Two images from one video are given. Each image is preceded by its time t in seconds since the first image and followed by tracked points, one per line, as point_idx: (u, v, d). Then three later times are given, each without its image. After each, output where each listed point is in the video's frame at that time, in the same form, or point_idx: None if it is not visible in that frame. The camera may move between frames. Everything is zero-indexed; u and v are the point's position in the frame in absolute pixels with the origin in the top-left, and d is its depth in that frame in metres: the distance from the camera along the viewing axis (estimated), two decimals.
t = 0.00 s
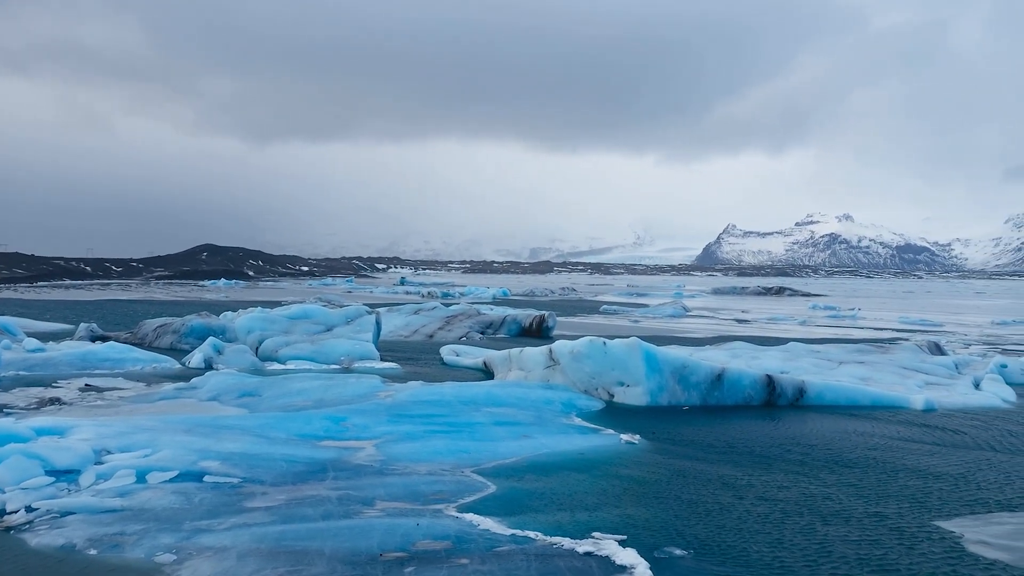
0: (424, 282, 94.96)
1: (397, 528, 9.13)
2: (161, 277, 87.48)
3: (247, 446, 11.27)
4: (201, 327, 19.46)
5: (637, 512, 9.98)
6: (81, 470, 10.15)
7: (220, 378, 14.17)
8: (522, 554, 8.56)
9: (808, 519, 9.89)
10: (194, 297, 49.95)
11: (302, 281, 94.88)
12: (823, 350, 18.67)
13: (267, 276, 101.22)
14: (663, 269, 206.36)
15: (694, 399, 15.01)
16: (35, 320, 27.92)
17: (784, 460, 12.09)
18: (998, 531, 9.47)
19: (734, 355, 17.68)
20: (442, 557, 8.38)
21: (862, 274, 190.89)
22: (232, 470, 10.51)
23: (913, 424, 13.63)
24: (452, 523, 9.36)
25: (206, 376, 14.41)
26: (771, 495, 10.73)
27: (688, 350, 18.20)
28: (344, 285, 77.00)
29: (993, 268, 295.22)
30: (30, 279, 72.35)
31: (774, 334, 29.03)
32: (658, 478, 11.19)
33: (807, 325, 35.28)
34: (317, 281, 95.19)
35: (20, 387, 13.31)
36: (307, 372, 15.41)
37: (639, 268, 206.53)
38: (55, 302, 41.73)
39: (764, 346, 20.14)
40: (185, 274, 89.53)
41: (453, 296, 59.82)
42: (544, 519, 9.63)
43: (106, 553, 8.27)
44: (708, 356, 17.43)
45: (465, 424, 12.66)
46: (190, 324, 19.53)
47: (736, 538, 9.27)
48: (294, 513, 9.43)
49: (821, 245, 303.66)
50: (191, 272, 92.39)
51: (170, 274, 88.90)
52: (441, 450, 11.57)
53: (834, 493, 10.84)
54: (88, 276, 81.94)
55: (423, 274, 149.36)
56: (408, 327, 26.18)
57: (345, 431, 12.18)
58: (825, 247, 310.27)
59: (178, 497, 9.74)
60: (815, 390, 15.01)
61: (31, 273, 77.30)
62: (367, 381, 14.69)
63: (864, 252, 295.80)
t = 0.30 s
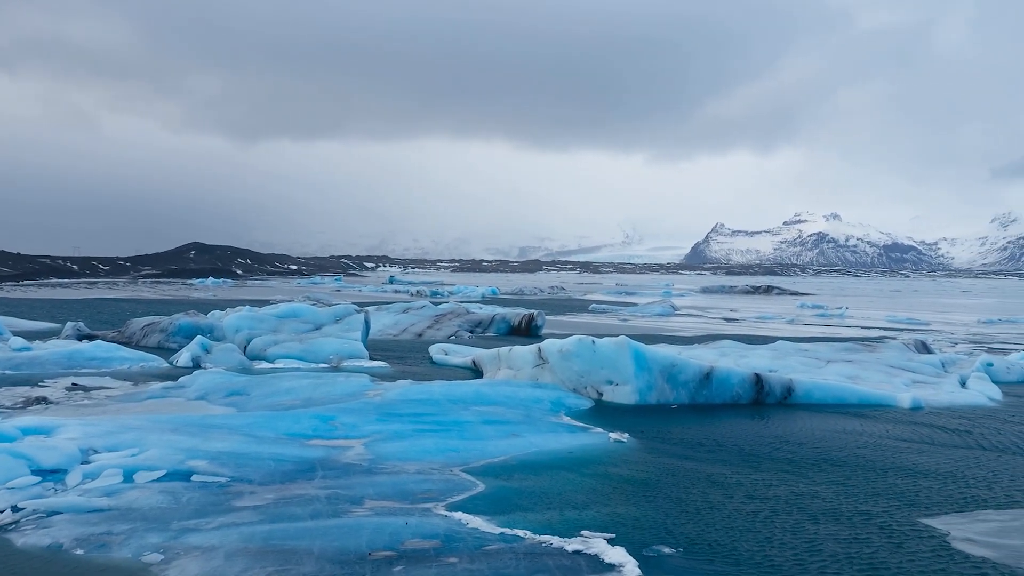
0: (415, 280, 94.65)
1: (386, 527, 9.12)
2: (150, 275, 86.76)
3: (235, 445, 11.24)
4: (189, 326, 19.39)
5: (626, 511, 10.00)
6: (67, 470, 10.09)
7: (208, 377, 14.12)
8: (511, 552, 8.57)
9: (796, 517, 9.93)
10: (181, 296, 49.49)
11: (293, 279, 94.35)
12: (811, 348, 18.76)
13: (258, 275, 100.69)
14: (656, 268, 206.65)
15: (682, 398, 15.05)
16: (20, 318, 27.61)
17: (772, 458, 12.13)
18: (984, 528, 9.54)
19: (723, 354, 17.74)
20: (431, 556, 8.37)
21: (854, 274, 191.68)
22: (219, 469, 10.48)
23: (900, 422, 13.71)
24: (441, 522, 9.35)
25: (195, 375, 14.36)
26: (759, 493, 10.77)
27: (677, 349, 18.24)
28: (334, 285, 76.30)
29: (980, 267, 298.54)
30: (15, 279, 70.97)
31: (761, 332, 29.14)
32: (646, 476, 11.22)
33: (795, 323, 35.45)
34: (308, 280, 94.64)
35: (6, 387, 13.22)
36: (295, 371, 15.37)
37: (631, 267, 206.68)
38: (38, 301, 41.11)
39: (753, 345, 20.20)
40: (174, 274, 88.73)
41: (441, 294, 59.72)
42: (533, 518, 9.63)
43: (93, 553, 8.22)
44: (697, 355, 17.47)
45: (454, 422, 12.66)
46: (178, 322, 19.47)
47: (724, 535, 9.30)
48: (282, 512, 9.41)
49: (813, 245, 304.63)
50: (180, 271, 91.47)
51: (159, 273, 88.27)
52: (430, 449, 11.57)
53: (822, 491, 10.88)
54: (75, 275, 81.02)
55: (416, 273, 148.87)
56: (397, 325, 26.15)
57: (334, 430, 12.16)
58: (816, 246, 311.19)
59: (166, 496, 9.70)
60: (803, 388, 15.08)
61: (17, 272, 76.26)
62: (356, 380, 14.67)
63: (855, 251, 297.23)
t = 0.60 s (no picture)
0: (405, 280, 94.33)
1: (375, 526, 9.11)
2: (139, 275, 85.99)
3: (223, 444, 11.21)
4: (176, 324, 19.31)
5: (614, 509, 10.02)
6: (54, 469, 10.04)
7: (196, 376, 14.06)
8: (499, 551, 8.57)
9: (784, 516, 9.96)
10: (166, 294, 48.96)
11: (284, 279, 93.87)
12: (798, 347, 18.84)
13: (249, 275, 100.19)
14: (648, 268, 206.92)
15: (671, 396, 15.10)
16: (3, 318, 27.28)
17: (761, 457, 12.18)
18: (970, 525, 9.61)
19: (711, 352, 17.79)
20: (419, 555, 8.36)
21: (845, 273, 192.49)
22: (207, 469, 10.45)
23: (887, 420, 13.79)
24: (429, 520, 9.35)
25: (182, 374, 14.30)
26: (748, 491, 10.81)
27: (665, 348, 18.29)
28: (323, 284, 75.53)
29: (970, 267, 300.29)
30: None
31: (749, 331, 29.24)
32: (635, 474, 11.25)
33: (783, 322, 35.57)
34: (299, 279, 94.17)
35: None
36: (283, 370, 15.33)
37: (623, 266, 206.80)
38: (21, 300, 40.46)
39: (740, 343, 20.28)
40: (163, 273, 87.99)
41: (430, 293, 59.56)
42: (522, 516, 9.64)
43: (79, 553, 8.18)
44: (685, 353, 17.52)
45: (443, 421, 12.66)
46: (165, 321, 19.39)
47: (713, 534, 9.33)
48: (270, 512, 9.38)
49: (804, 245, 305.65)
50: (169, 271, 90.58)
51: (148, 272, 87.60)
52: (418, 448, 11.56)
53: (810, 489, 10.93)
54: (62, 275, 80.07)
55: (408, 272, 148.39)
56: (385, 324, 26.11)
57: (322, 429, 12.15)
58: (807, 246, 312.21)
59: (153, 495, 9.66)
60: (790, 387, 15.15)
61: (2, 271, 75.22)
62: (345, 379, 14.65)
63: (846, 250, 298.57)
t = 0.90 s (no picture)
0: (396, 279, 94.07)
1: (364, 525, 9.09)
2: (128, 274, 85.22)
3: (211, 443, 11.17)
4: (164, 323, 19.24)
5: (603, 507, 10.03)
6: (40, 469, 9.98)
7: (183, 375, 14.01)
8: (488, 549, 8.57)
9: (773, 514, 9.99)
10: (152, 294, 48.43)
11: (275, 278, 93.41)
12: (786, 345, 18.91)
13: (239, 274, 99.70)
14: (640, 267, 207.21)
15: (659, 395, 15.13)
16: None
17: (749, 455, 12.21)
18: (957, 522, 9.66)
19: (699, 351, 17.83)
20: (408, 555, 8.35)
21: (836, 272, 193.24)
22: (195, 468, 10.42)
23: (875, 418, 13.85)
24: (418, 519, 9.34)
25: (169, 374, 14.24)
26: (736, 490, 10.83)
27: (653, 346, 18.32)
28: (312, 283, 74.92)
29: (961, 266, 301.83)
30: None
31: (736, 329, 29.37)
32: (624, 473, 11.26)
33: (771, 320, 35.67)
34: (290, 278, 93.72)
35: None
36: (271, 369, 15.28)
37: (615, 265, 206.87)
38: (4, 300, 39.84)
39: (728, 342, 20.33)
40: (152, 273, 87.29)
41: (417, 292, 59.35)
42: (510, 515, 9.64)
43: (66, 553, 8.15)
44: (674, 352, 17.55)
45: (431, 420, 12.65)
46: (152, 320, 19.33)
47: (701, 532, 9.35)
48: (258, 511, 9.36)
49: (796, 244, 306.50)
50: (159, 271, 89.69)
51: (137, 271, 86.94)
52: (407, 447, 11.56)
53: (798, 487, 10.97)
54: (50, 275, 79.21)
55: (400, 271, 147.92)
56: (374, 323, 26.07)
57: (310, 428, 12.12)
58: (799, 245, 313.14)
59: (140, 495, 9.62)
60: (777, 385, 15.21)
61: None
62: (333, 378, 14.62)
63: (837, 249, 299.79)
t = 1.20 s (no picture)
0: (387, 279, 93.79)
1: (352, 524, 9.08)
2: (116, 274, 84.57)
3: (199, 443, 11.14)
4: (151, 323, 19.16)
5: (591, 506, 10.06)
6: (26, 469, 9.92)
7: (171, 375, 13.96)
8: (477, 549, 8.58)
9: (761, 512, 10.03)
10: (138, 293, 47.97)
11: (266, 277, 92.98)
12: (774, 344, 18.98)
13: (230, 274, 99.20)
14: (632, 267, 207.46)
15: (647, 393, 15.17)
16: None
17: (738, 453, 12.26)
18: (942, 520, 9.73)
19: (687, 350, 17.89)
20: (396, 554, 8.34)
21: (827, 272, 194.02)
22: (183, 468, 10.39)
23: (862, 416, 13.92)
24: (407, 519, 9.33)
25: (156, 373, 14.19)
26: (724, 488, 10.87)
27: (642, 345, 18.37)
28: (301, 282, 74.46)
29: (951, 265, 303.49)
30: None
31: (724, 328, 29.45)
32: (612, 472, 11.29)
33: (759, 319, 35.77)
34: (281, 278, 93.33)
35: None
36: (259, 368, 15.24)
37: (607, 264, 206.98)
38: None
39: (716, 340, 20.41)
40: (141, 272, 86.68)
41: (407, 291, 59.17)
42: (499, 514, 9.64)
43: (52, 554, 8.10)
44: (663, 351, 17.59)
45: (420, 419, 12.65)
46: (139, 320, 19.24)
47: (690, 530, 9.38)
48: (246, 511, 9.33)
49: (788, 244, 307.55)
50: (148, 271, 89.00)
51: (127, 271, 86.34)
52: (395, 446, 11.55)
53: (786, 485, 11.01)
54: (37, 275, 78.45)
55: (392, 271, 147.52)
56: (362, 322, 26.04)
57: (299, 428, 12.10)
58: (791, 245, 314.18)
59: (127, 495, 9.57)
60: (765, 383, 15.27)
61: None
62: (321, 378, 14.60)
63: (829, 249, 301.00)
